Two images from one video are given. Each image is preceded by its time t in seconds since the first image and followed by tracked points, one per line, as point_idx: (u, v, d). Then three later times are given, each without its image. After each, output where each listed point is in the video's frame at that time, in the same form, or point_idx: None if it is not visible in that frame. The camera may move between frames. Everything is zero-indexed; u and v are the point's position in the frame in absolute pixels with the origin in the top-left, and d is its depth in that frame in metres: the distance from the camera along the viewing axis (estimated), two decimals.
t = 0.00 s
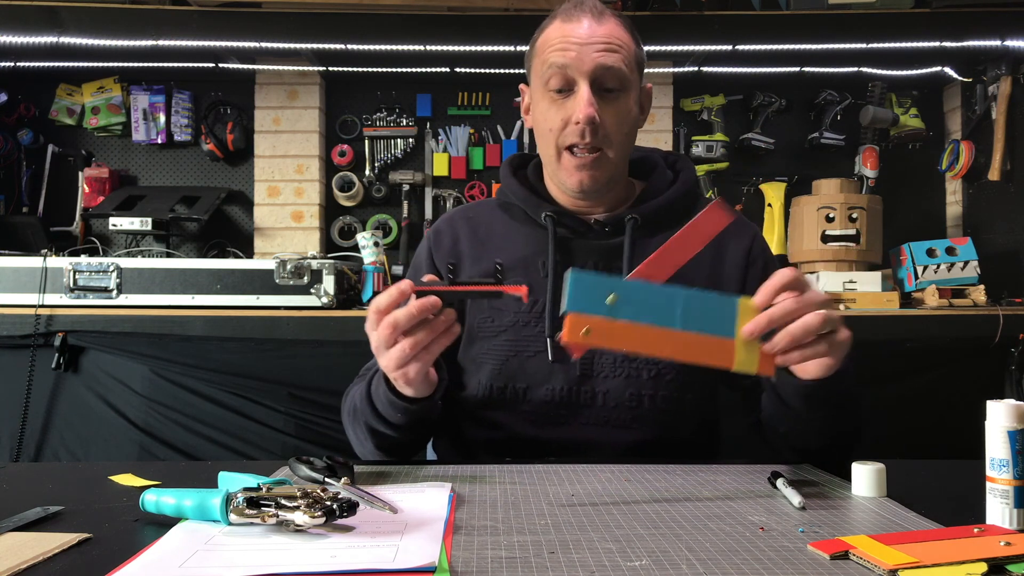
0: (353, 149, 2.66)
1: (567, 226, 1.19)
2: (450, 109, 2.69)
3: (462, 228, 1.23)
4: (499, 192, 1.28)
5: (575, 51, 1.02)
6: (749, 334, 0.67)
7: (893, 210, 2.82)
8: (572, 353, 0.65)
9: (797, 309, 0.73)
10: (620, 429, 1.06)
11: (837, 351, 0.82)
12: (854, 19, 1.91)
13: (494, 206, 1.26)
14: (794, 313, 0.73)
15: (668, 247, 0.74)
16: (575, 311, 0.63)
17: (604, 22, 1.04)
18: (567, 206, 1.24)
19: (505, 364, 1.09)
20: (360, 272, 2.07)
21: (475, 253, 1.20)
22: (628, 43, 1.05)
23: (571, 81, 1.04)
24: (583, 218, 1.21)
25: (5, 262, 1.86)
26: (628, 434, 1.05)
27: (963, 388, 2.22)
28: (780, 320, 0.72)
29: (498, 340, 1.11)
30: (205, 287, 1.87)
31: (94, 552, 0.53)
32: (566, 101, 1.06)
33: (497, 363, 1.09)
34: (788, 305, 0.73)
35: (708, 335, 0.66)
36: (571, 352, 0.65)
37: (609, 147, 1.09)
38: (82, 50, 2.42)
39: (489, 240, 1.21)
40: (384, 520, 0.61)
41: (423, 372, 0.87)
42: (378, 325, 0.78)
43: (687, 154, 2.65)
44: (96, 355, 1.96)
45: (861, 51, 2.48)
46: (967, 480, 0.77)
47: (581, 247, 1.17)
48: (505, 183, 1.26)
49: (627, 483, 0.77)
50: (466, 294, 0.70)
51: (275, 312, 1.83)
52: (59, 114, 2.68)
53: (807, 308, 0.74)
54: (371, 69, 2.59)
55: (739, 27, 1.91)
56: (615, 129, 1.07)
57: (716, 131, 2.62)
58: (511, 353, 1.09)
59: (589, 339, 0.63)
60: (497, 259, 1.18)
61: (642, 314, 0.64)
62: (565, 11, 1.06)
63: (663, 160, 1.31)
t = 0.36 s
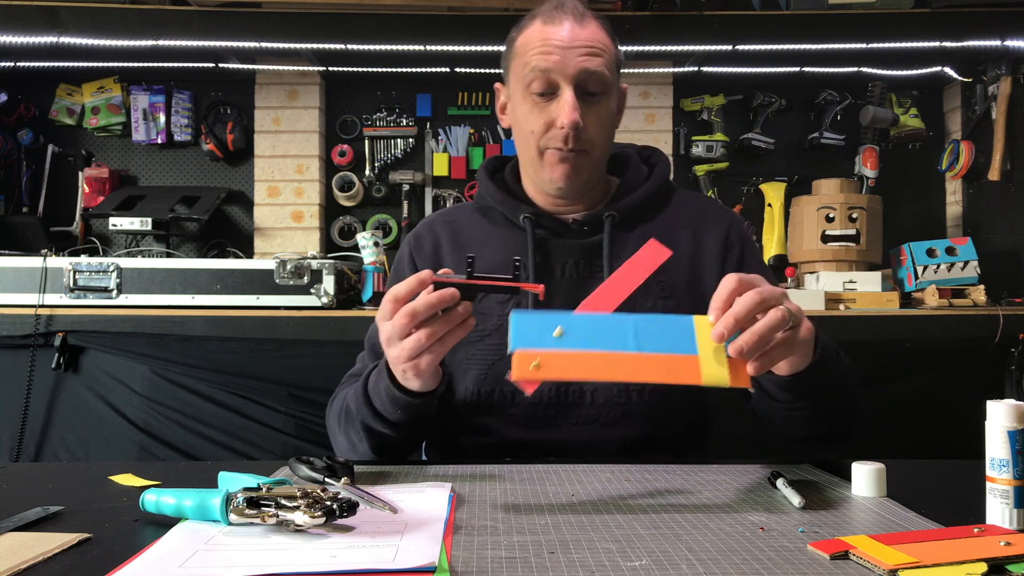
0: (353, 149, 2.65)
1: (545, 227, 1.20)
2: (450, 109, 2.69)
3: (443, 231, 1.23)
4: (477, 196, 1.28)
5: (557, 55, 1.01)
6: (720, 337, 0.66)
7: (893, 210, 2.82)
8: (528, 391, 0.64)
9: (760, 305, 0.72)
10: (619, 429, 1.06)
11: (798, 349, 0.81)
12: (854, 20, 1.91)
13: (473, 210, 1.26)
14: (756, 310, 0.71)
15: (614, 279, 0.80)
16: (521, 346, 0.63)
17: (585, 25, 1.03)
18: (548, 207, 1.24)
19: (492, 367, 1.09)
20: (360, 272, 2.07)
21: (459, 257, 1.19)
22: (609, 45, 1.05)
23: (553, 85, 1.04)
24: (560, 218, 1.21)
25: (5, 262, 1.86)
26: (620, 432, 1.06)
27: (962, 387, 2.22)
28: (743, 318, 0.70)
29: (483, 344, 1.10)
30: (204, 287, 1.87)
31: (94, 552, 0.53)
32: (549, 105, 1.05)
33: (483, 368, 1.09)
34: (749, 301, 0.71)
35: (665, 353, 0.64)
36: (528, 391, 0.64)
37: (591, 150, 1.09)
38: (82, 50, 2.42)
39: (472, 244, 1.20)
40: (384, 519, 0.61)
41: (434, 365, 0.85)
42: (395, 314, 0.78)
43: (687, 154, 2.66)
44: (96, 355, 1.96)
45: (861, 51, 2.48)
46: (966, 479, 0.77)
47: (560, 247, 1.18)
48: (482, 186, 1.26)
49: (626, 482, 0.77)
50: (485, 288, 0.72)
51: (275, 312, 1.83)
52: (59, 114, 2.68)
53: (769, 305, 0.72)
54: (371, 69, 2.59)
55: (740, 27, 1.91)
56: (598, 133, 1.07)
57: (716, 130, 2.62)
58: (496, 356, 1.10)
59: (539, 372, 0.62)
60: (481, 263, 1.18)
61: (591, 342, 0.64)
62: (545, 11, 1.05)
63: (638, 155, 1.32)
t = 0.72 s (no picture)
0: (353, 149, 2.66)
1: (537, 228, 1.20)
2: (450, 109, 2.69)
3: (436, 232, 1.23)
4: (469, 196, 1.28)
5: (547, 43, 1.03)
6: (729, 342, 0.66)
7: (893, 210, 2.82)
8: (526, 369, 0.67)
9: (776, 314, 0.71)
10: (617, 429, 1.06)
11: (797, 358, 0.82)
12: (853, 20, 1.91)
13: (466, 211, 1.26)
14: (773, 319, 0.71)
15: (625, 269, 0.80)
16: (526, 326, 0.64)
17: (576, 18, 1.06)
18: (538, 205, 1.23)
19: (486, 370, 1.09)
20: (360, 272, 2.07)
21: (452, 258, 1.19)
22: (600, 40, 1.07)
23: (543, 73, 1.05)
24: (552, 218, 1.21)
25: (5, 262, 1.86)
26: (617, 433, 1.06)
27: (962, 388, 2.22)
28: (757, 326, 0.69)
29: (477, 347, 1.10)
30: (204, 287, 1.87)
31: (94, 552, 0.53)
32: (539, 93, 1.06)
33: (476, 372, 1.09)
34: (767, 308, 0.71)
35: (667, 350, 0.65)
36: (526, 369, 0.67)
37: (582, 140, 1.08)
38: (82, 50, 2.42)
39: (464, 246, 1.21)
40: (385, 520, 0.61)
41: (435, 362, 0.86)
42: (391, 313, 0.77)
43: (687, 155, 2.66)
44: (96, 355, 1.96)
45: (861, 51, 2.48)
46: (965, 479, 0.77)
47: (552, 249, 1.18)
48: (473, 187, 1.26)
49: (626, 482, 0.77)
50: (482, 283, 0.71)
51: (275, 312, 1.83)
52: (59, 114, 2.68)
53: (784, 315, 0.72)
54: (371, 69, 2.59)
55: (740, 27, 1.91)
56: (587, 122, 1.06)
57: (716, 131, 2.62)
58: (490, 359, 1.09)
59: (541, 355, 0.64)
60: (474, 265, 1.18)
61: (596, 329, 0.64)
62: (538, 7, 1.08)
63: (630, 154, 1.32)
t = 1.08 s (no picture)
0: (353, 149, 2.65)
1: (540, 228, 1.20)
2: (450, 109, 2.69)
3: (439, 232, 1.23)
4: (471, 195, 1.28)
5: (549, 43, 1.03)
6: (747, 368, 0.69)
7: (893, 210, 2.82)
8: (549, 413, 0.70)
9: (793, 341, 0.73)
10: (616, 429, 1.06)
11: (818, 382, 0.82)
12: (853, 19, 1.91)
13: (468, 210, 1.26)
14: (790, 347, 0.72)
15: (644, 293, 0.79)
16: (544, 370, 0.68)
17: (579, 18, 1.06)
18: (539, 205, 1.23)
19: (487, 370, 1.09)
20: (360, 273, 2.07)
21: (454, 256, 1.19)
22: (603, 41, 1.07)
23: (545, 73, 1.05)
24: (555, 219, 1.21)
25: (4, 262, 1.86)
26: (616, 433, 1.05)
27: (962, 388, 2.22)
28: (774, 353, 0.71)
29: (479, 348, 1.10)
30: (204, 287, 1.87)
31: (94, 552, 0.53)
32: (540, 93, 1.06)
33: (478, 372, 1.09)
34: (783, 335, 0.72)
35: (681, 383, 0.68)
36: (549, 412, 0.70)
37: (581, 141, 1.08)
38: (82, 50, 2.42)
39: (466, 245, 1.20)
40: (385, 519, 0.61)
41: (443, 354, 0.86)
42: (403, 302, 0.79)
43: (687, 155, 2.66)
44: (96, 355, 1.96)
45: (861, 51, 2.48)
46: (965, 479, 0.77)
47: (556, 249, 1.17)
48: (476, 186, 1.26)
49: (626, 482, 0.77)
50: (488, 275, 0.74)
51: (274, 312, 1.83)
52: (59, 114, 2.68)
53: (801, 341, 0.73)
54: (371, 69, 2.59)
55: (739, 26, 1.91)
56: (587, 123, 1.06)
57: (716, 130, 2.62)
58: (492, 359, 1.09)
59: (560, 398, 0.68)
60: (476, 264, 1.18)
61: (611, 368, 0.68)
62: (542, 7, 1.08)
63: (634, 155, 1.33)
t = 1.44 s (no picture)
0: (353, 149, 2.65)
1: (544, 228, 1.20)
2: (450, 109, 2.69)
3: (442, 232, 1.23)
4: (475, 195, 1.28)
5: (552, 51, 1.02)
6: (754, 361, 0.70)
7: (893, 210, 2.82)
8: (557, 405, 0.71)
9: (802, 337, 0.73)
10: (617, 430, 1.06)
11: (831, 374, 0.82)
12: (853, 19, 1.91)
13: (471, 210, 1.26)
14: (799, 341, 0.73)
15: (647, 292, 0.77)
16: (553, 362, 0.69)
17: (582, 24, 1.05)
18: (544, 207, 1.24)
19: (490, 369, 1.09)
20: (360, 273, 2.07)
21: (457, 256, 1.19)
22: (606, 45, 1.06)
23: (548, 81, 1.04)
24: (559, 219, 1.21)
25: (4, 262, 1.86)
26: (617, 433, 1.05)
27: (962, 388, 2.22)
28: (783, 348, 0.71)
29: (482, 347, 1.10)
30: (204, 287, 1.87)
31: (94, 552, 0.53)
32: (543, 102, 1.06)
33: (481, 370, 1.09)
34: (792, 330, 0.72)
35: (689, 376, 0.69)
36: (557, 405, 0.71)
37: (585, 149, 1.09)
38: (82, 50, 2.42)
39: (469, 245, 1.20)
40: (384, 519, 0.61)
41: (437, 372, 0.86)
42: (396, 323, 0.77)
43: (687, 155, 2.66)
44: (96, 355, 1.96)
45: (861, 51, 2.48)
46: (966, 479, 0.77)
47: (560, 249, 1.16)
48: (480, 186, 1.26)
49: (626, 482, 0.77)
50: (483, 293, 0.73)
51: (274, 312, 1.83)
52: (59, 114, 2.68)
53: (811, 337, 0.74)
54: (371, 69, 2.59)
55: (739, 26, 1.91)
56: (591, 131, 1.07)
57: (716, 130, 2.62)
58: (495, 358, 1.09)
59: (569, 390, 0.69)
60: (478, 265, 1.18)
61: (620, 360, 0.69)
62: (543, 10, 1.07)
63: (638, 157, 1.33)
